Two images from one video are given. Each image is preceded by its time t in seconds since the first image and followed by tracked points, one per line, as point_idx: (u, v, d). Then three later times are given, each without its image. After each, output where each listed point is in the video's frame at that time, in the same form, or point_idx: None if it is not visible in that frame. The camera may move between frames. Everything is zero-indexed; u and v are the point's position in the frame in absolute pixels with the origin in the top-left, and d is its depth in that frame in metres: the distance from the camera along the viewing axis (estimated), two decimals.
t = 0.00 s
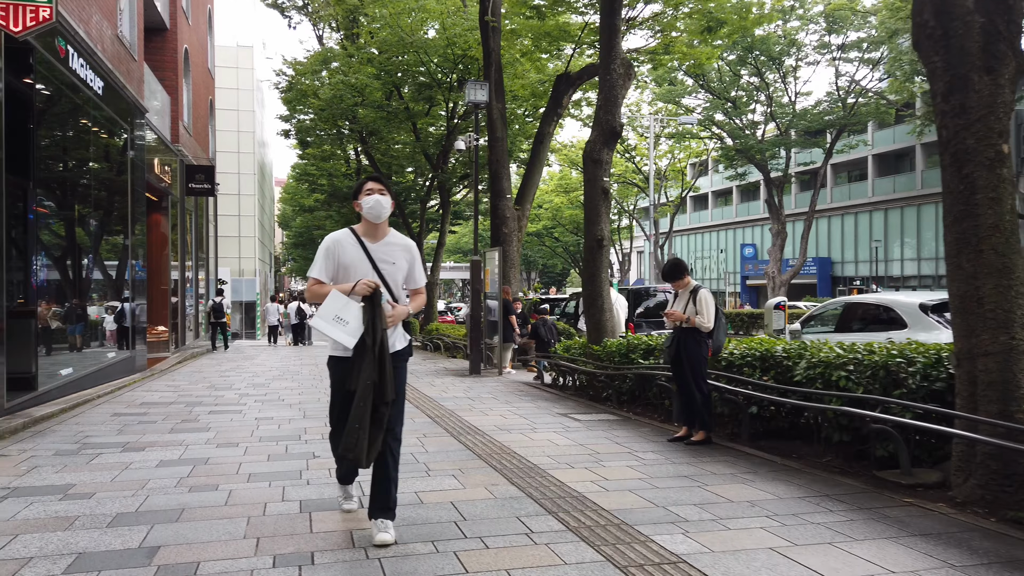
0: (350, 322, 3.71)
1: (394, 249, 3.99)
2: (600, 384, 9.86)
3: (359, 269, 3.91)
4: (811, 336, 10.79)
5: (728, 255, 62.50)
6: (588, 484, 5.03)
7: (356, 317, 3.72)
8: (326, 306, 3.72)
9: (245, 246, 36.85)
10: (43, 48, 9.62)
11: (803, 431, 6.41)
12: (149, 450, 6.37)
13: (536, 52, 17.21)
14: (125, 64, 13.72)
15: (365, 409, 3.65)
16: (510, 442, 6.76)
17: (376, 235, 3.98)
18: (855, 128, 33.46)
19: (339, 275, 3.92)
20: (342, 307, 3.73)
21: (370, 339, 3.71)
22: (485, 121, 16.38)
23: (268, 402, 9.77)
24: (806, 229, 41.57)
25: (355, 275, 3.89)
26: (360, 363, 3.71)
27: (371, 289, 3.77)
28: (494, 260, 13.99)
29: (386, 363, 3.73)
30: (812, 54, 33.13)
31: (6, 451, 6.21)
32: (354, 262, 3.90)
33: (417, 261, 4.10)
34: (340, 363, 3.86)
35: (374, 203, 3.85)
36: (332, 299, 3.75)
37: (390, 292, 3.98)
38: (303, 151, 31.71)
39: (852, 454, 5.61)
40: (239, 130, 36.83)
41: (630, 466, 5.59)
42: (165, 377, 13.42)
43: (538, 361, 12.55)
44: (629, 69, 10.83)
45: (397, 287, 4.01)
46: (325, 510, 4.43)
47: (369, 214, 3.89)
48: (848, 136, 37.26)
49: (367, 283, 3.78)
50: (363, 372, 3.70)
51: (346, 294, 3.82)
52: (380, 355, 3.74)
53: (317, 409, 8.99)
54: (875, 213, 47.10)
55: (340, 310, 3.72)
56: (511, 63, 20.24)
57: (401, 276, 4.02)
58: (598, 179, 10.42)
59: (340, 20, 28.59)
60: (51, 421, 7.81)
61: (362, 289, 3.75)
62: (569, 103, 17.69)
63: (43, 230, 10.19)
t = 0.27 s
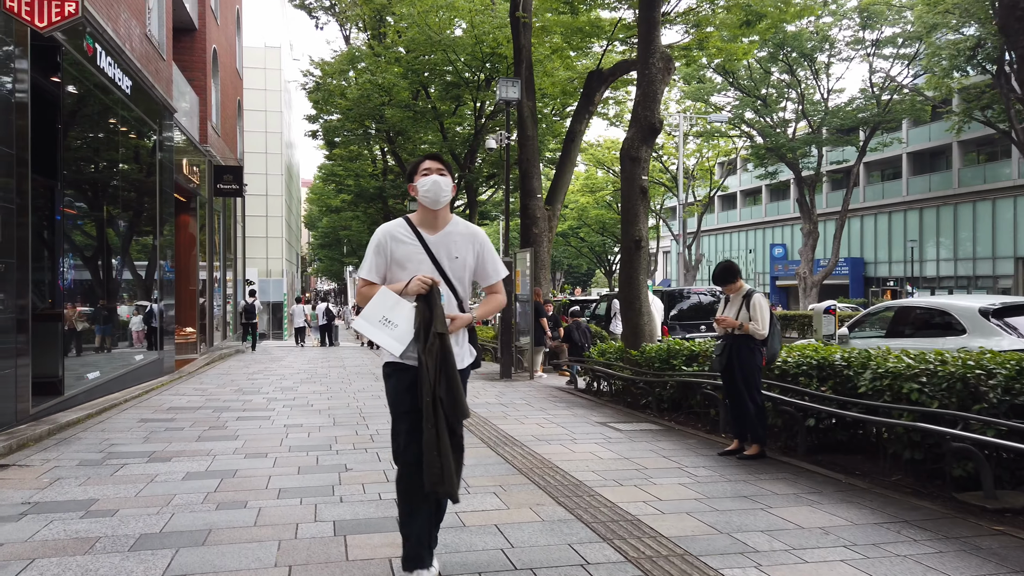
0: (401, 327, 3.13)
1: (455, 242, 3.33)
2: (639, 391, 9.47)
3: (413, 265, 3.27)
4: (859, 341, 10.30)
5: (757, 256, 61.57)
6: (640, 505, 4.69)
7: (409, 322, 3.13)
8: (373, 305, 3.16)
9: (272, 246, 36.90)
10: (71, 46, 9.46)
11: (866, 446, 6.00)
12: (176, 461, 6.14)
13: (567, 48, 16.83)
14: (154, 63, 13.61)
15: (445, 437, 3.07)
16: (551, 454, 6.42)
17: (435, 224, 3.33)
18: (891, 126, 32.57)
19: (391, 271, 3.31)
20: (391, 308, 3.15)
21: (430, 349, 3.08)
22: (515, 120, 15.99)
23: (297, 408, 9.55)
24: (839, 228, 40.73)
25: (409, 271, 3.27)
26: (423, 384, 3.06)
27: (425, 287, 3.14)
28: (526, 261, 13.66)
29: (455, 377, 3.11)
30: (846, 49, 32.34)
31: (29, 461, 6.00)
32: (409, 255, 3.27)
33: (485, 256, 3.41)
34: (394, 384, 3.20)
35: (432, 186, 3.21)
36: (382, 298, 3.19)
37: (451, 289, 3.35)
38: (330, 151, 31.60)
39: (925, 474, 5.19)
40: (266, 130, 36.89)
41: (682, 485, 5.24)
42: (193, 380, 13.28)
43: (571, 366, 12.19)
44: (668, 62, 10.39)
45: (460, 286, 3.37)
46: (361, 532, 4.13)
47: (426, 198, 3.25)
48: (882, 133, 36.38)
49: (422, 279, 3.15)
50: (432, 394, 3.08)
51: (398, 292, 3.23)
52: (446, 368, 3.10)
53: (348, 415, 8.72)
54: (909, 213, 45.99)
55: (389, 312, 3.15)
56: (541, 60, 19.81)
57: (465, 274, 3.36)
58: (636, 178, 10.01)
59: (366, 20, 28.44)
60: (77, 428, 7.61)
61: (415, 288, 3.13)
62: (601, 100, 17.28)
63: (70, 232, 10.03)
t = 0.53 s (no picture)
0: (469, 326, 2.40)
1: (530, 214, 2.62)
2: (674, 391, 9.06)
3: (480, 244, 2.56)
4: (906, 339, 9.84)
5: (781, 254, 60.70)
6: (693, 513, 4.31)
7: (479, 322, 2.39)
8: (433, 298, 2.43)
9: (295, 245, 36.83)
10: (92, 36, 9.31)
11: (931, 451, 5.58)
12: (196, 462, 5.85)
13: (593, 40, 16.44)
14: (175, 55, 13.42)
15: (529, 468, 2.30)
16: (589, 457, 6.05)
17: (504, 193, 2.62)
18: (924, 120, 31.76)
19: (450, 255, 2.62)
20: (456, 303, 2.42)
21: (502, 353, 2.31)
22: (540, 112, 15.52)
23: (320, 407, 9.26)
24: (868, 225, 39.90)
25: (475, 252, 2.56)
26: (491, 403, 2.30)
27: (497, 269, 2.38)
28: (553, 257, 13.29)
29: (531, 386, 2.33)
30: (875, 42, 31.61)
31: (44, 462, 5.76)
32: (474, 232, 2.56)
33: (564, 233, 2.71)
34: (458, 404, 2.49)
35: (497, 139, 2.53)
36: (443, 287, 2.43)
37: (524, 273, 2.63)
38: (352, 149, 31.43)
39: (1004, 483, 4.78)
40: (288, 128, 36.84)
41: (735, 491, 4.86)
42: (215, 378, 13.07)
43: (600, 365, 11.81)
44: (703, 47, 9.93)
45: (535, 268, 2.64)
46: (392, 543, 3.80)
47: (490, 156, 2.56)
48: (912, 128, 35.57)
49: (492, 260, 2.39)
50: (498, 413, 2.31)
51: (462, 280, 2.47)
52: (517, 376, 2.34)
53: (372, 415, 8.42)
54: (940, 210, 44.99)
55: (454, 307, 2.41)
56: (566, 53, 19.38)
57: (544, 254, 2.65)
58: (671, 168, 9.57)
59: (388, 17, 28.23)
60: (95, 427, 7.38)
61: (483, 272, 2.37)
62: (629, 93, 16.86)
63: (91, 226, 9.84)
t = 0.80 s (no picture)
0: (599, 336, 1.73)
1: (656, 188, 2.00)
2: (710, 397, 8.67)
3: (597, 223, 1.91)
4: (953, 342, 9.38)
5: (805, 254, 59.86)
6: (750, 538, 3.96)
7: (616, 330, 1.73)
8: (549, 294, 1.72)
9: (315, 245, 36.74)
10: (111, 35, 9.17)
11: (1000, 467, 5.17)
12: (215, 473, 5.58)
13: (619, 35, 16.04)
14: (195, 53, 13.22)
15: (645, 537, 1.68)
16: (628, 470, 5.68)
17: (622, 159, 2.01)
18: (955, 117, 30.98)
19: (552, 238, 1.96)
20: (579, 300, 1.73)
21: (639, 375, 1.71)
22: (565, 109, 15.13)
23: (342, 412, 8.99)
24: (895, 224, 39.11)
25: (589, 234, 1.91)
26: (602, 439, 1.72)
27: (638, 258, 1.77)
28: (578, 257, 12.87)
29: (671, 425, 1.73)
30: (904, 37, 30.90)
31: (58, 473, 5.51)
32: (588, 207, 1.91)
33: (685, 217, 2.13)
34: (544, 432, 1.86)
35: (622, 86, 1.91)
36: (559, 279, 1.74)
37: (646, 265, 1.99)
38: (372, 148, 31.26)
39: None
40: (308, 128, 36.76)
41: (791, 512, 4.49)
42: (236, 380, 12.87)
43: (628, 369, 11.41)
44: (739, 38, 9.51)
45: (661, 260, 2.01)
46: (425, 572, 3.48)
47: (607, 111, 1.94)
48: (942, 125, 34.80)
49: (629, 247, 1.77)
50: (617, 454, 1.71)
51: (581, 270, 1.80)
52: (653, 408, 1.74)
53: (397, 422, 8.11)
54: (969, 208, 44.03)
55: (577, 309, 1.72)
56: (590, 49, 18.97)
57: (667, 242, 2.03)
58: (706, 165, 9.19)
59: (408, 16, 28.01)
60: (112, 434, 7.14)
61: (619, 262, 1.75)
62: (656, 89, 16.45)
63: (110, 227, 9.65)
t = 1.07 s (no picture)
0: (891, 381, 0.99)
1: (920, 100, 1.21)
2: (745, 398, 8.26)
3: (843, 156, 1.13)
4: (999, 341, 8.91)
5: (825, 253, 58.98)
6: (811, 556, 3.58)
7: (903, 336, 0.97)
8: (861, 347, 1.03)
9: (332, 244, 36.54)
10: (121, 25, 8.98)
11: None
12: (227, 478, 5.26)
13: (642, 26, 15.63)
14: (210, 46, 12.98)
15: None
16: (665, 476, 5.29)
17: (871, 56, 1.20)
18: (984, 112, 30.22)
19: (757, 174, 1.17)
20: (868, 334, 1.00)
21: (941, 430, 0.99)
22: (587, 101, 14.69)
23: (360, 413, 8.66)
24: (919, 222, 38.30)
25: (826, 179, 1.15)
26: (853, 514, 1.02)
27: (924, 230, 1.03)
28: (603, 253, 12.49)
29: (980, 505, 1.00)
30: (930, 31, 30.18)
31: (61, 477, 5.21)
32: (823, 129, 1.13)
33: (951, 159, 1.31)
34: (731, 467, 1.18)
35: None
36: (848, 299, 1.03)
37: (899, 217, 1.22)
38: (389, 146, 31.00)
39: None
40: (325, 126, 36.53)
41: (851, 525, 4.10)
42: (251, 380, 12.60)
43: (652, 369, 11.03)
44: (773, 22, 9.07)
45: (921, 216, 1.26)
46: None
47: None
48: (968, 121, 34.02)
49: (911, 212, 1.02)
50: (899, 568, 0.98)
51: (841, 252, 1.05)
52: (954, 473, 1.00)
53: (416, 423, 7.77)
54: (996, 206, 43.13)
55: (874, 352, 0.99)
56: (612, 42, 18.52)
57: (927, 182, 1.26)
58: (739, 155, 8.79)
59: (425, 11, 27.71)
60: (121, 435, 6.86)
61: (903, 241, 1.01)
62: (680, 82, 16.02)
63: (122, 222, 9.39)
